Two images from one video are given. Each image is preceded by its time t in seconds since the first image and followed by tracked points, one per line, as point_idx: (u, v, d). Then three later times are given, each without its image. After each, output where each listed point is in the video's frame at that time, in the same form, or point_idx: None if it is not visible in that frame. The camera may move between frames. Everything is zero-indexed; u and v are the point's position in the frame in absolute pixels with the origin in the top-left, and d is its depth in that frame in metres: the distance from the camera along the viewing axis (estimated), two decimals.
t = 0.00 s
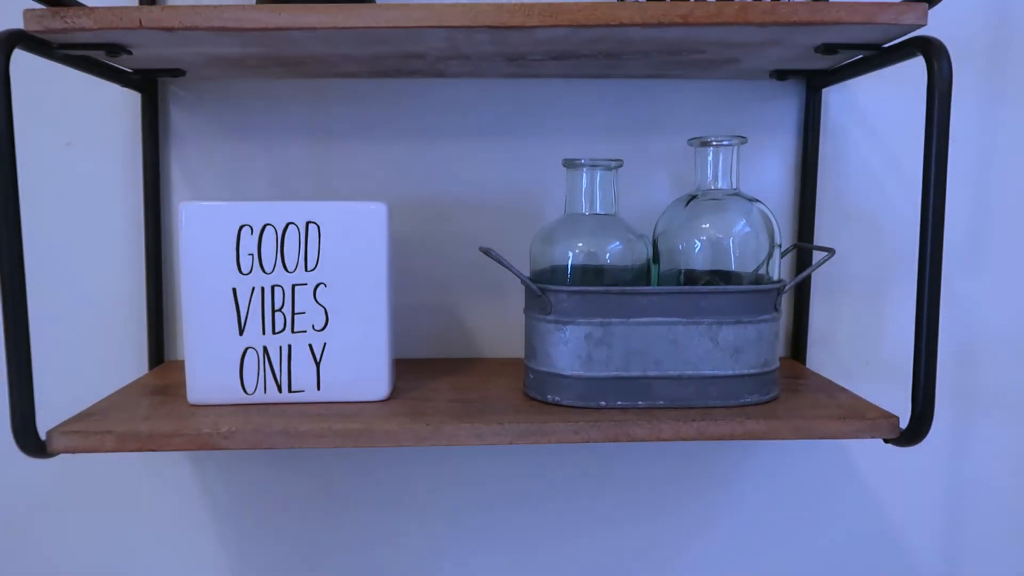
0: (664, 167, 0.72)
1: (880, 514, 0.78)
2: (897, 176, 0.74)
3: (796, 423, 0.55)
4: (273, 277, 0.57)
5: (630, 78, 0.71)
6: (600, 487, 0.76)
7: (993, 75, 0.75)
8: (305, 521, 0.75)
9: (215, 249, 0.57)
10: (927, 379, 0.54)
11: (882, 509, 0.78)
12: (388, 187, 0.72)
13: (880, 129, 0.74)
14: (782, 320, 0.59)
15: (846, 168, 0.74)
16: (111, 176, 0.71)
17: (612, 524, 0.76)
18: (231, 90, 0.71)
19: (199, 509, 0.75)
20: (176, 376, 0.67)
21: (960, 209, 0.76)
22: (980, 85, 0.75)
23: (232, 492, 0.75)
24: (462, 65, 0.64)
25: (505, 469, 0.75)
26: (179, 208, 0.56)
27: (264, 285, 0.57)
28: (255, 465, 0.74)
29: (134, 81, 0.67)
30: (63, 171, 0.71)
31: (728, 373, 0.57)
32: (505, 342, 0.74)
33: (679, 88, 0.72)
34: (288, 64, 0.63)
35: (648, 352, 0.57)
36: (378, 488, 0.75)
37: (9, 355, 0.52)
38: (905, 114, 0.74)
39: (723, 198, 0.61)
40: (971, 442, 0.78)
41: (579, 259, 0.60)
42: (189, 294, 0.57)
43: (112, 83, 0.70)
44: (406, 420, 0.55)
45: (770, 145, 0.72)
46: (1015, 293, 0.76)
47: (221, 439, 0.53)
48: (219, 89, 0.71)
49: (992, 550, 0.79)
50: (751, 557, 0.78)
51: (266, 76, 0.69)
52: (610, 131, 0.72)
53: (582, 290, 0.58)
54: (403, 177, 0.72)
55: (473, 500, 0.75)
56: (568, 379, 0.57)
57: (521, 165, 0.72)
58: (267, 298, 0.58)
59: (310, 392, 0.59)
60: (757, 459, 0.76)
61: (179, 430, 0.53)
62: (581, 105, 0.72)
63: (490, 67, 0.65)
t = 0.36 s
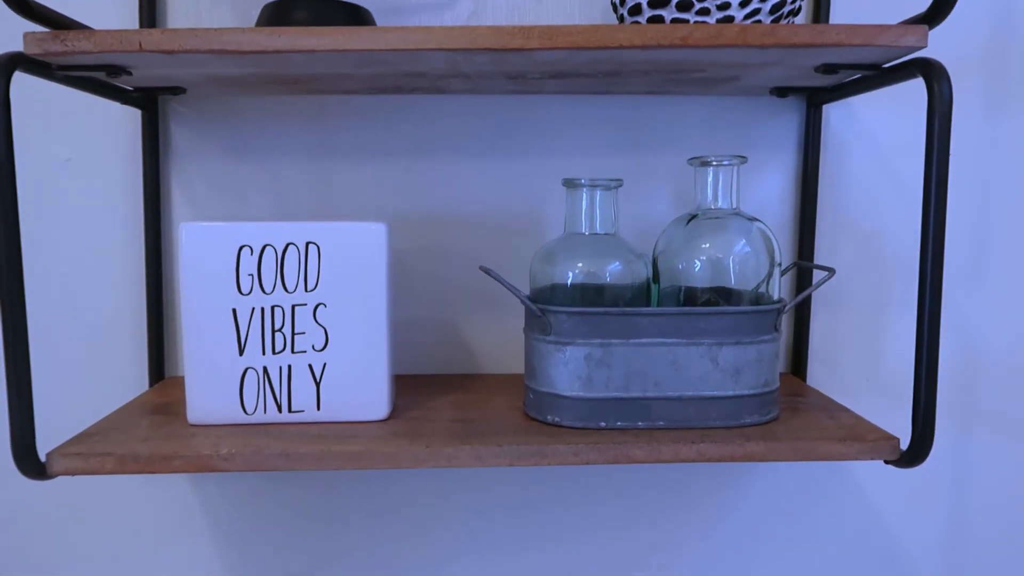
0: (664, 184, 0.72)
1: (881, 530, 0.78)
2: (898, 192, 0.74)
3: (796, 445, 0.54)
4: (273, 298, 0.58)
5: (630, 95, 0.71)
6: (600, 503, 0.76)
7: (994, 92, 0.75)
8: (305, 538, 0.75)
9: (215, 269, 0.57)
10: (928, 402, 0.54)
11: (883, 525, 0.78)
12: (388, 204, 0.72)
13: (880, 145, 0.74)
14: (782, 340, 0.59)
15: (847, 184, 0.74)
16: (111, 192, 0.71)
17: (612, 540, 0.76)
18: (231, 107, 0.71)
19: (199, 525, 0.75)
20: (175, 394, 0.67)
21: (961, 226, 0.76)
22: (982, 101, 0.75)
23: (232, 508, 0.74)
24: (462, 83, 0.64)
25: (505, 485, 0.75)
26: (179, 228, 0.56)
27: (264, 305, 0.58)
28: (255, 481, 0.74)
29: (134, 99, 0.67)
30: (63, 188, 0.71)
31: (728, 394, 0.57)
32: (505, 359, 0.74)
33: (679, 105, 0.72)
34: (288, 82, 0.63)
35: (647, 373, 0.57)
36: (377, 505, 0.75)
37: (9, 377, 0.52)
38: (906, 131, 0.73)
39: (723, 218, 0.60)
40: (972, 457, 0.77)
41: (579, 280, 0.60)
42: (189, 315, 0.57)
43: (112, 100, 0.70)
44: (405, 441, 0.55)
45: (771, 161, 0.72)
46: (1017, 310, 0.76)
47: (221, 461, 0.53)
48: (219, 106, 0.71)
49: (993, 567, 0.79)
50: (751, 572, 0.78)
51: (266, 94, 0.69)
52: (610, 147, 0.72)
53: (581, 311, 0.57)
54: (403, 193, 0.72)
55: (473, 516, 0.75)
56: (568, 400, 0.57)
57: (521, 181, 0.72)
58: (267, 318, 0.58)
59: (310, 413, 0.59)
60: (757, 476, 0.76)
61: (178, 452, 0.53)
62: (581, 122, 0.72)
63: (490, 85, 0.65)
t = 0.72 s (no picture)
0: (659, 207, 0.73)
1: (877, 550, 0.78)
2: (894, 214, 0.74)
3: (790, 472, 0.55)
4: (270, 325, 0.58)
5: (625, 119, 0.71)
6: (597, 525, 0.76)
7: (989, 114, 0.75)
8: (302, 560, 0.75)
9: (213, 298, 0.57)
10: (921, 429, 0.53)
11: (879, 546, 0.78)
12: (386, 227, 0.73)
13: (874, 168, 0.74)
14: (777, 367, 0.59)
15: (842, 206, 0.74)
16: (110, 215, 0.72)
17: (608, 562, 0.76)
18: (229, 131, 0.71)
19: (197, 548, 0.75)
20: (173, 418, 0.67)
21: (955, 248, 0.76)
22: (976, 125, 0.75)
23: (229, 530, 0.75)
24: (458, 109, 0.65)
25: (502, 507, 0.75)
26: (177, 257, 0.56)
27: (261, 332, 0.58)
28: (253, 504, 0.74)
29: (133, 125, 0.68)
30: (62, 212, 0.72)
31: (723, 421, 0.57)
32: (502, 382, 0.75)
33: (674, 129, 0.72)
34: (285, 109, 0.63)
35: (643, 400, 0.57)
36: (375, 528, 0.75)
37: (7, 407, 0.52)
38: (901, 154, 0.74)
39: (718, 245, 0.61)
40: (967, 478, 0.78)
41: (574, 307, 0.60)
42: (187, 342, 0.57)
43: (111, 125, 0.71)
44: (402, 468, 0.55)
45: (766, 184, 0.73)
46: (1011, 331, 0.77)
47: (218, 489, 0.53)
48: (218, 131, 0.71)
49: None
50: None
51: (264, 118, 0.69)
52: (607, 170, 0.72)
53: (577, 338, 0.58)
54: (401, 216, 0.73)
55: (470, 538, 0.75)
56: (564, 427, 0.57)
57: (517, 205, 0.73)
58: (265, 346, 0.58)
59: (307, 439, 0.59)
60: (753, 496, 0.76)
61: (176, 480, 0.53)
62: (577, 146, 0.72)
63: (486, 110, 0.65)
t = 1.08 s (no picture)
0: (656, 227, 0.73)
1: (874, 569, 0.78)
2: (891, 235, 0.74)
3: (786, 496, 0.55)
4: (268, 348, 0.58)
5: (622, 140, 0.71)
6: (593, 544, 0.76)
7: (987, 135, 0.75)
8: None
9: (212, 320, 0.57)
10: (916, 454, 0.54)
11: (876, 565, 0.78)
12: (384, 247, 0.73)
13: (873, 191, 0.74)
14: (772, 389, 0.59)
15: (838, 226, 0.74)
16: (109, 234, 0.72)
17: None
18: (229, 151, 0.72)
19: (194, 566, 0.75)
20: (171, 437, 0.67)
21: (952, 268, 0.76)
22: (973, 146, 0.75)
23: (227, 549, 0.75)
24: (456, 131, 0.65)
25: (499, 525, 0.75)
26: (176, 280, 0.57)
27: (260, 355, 0.58)
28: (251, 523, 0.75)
29: (133, 146, 0.68)
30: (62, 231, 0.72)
31: (719, 444, 0.57)
32: (500, 400, 0.75)
33: (671, 149, 0.73)
34: (284, 131, 0.63)
35: (639, 423, 0.57)
36: (372, 546, 0.75)
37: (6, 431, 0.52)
38: (900, 174, 0.74)
39: (714, 267, 0.61)
40: (964, 496, 0.78)
41: (571, 329, 0.61)
42: (185, 365, 0.58)
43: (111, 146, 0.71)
44: (398, 492, 0.55)
45: (763, 204, 0.73)
46: (1007, 352, 0.77)
47: (216, 512, 0.53)
48: (217, 151, 0.72)
49: None
50: None
51: (263, 139, 0.70)
52: (604, 189, 0.73)
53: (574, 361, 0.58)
54: (400, 236, 0.73)
55: (467, 557, 0.75)
56: (561, 449, 0.58)
57: (515, 224, 0.73)
58: (262, 368, 0.58)
59: (305, 461, 0.59)
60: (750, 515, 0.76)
61: (174, 503, 0.54)
62: (575, 165, 0.73)
63: (484, 132, 0.65)
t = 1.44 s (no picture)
0: (656, 248, 0.73)
1: None
2: (889, 255, 0.75)
3: (785, 519, 0.55)
4: (271, 371, 0.59)
5: (622, 161, 0.72)
6: (593, 562, 0.76)
7: (984, 156, 0.75)
8: None
9: (215, 344, 0.58)
10: (914, 478, 0.54)
11: None
12: (386, 266, 0.74)
13: (870, 210, 0.74)
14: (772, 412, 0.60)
15: (837, 246, 0.74)
16: (113, 254, 0.73)
17: None
18: (232, 172, 0.72)
19: None
20: (173, 457, 0.68)
21: (950, 288, 0.77)
22: (970, 166, 0.75)
23: (228, 568, 0.75)
24: (457, 153, 0.65)
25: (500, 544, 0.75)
26: (180, 303, 0.57)
27: (263, 378, 0.59)
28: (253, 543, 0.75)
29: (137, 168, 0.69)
30: (66, 251, 0.73)
31: (719, 466, 0.58)
32: (501, 419, 0.75)
33: (671, 170, 0.73)
34: (287, 154, 0.64)
35: (640, 446, 0.57)
36: (373, 565, 0.75)
37: (10, 455, 0.53)
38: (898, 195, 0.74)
39: (713, 291, 0.62)
40: (961, 513, 0.79)
41: (572, 352, 0.61)
42: (189, 388, 0.58)
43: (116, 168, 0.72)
44: (400, 515, 0.55)
45: (763, 225, 0.74)
46: (1004, 371, 0.77)
47: (218, 536, 0.54)
48: (221, 172, 0.72)
49: None
50: None
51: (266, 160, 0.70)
52: (604, 210, 0.73)
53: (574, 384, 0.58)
54: (401, 256, 0.73)
55: None
56: (561, 472, 0.58)
57: (516, 245, 0.74)
58: (265, 391, 0.59)
59: (307, 483, 0.60)
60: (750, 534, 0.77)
61: (177, 527, 0.54)
62: (575, 186, 0.73)
63: (485, 155, 0.66)
